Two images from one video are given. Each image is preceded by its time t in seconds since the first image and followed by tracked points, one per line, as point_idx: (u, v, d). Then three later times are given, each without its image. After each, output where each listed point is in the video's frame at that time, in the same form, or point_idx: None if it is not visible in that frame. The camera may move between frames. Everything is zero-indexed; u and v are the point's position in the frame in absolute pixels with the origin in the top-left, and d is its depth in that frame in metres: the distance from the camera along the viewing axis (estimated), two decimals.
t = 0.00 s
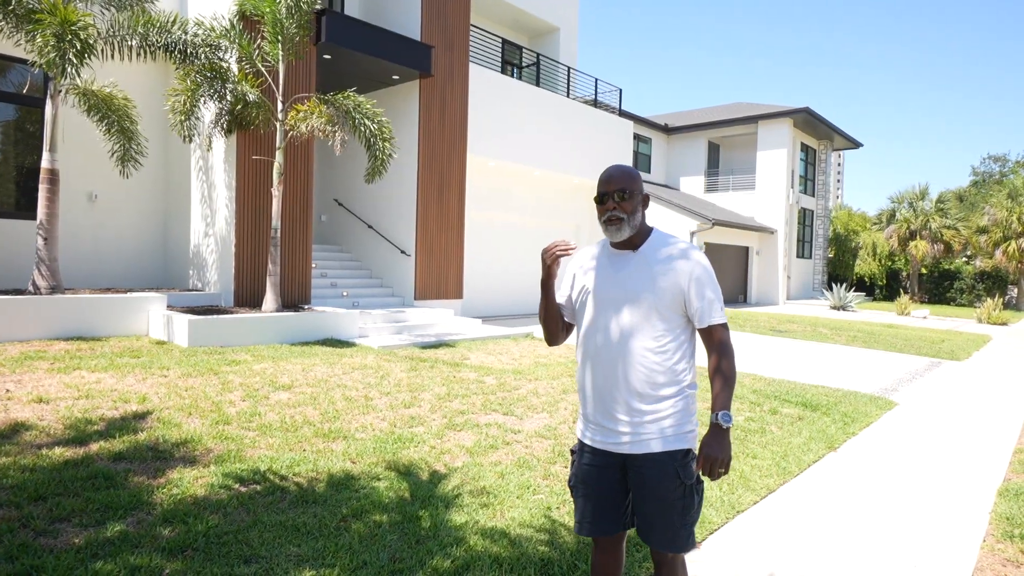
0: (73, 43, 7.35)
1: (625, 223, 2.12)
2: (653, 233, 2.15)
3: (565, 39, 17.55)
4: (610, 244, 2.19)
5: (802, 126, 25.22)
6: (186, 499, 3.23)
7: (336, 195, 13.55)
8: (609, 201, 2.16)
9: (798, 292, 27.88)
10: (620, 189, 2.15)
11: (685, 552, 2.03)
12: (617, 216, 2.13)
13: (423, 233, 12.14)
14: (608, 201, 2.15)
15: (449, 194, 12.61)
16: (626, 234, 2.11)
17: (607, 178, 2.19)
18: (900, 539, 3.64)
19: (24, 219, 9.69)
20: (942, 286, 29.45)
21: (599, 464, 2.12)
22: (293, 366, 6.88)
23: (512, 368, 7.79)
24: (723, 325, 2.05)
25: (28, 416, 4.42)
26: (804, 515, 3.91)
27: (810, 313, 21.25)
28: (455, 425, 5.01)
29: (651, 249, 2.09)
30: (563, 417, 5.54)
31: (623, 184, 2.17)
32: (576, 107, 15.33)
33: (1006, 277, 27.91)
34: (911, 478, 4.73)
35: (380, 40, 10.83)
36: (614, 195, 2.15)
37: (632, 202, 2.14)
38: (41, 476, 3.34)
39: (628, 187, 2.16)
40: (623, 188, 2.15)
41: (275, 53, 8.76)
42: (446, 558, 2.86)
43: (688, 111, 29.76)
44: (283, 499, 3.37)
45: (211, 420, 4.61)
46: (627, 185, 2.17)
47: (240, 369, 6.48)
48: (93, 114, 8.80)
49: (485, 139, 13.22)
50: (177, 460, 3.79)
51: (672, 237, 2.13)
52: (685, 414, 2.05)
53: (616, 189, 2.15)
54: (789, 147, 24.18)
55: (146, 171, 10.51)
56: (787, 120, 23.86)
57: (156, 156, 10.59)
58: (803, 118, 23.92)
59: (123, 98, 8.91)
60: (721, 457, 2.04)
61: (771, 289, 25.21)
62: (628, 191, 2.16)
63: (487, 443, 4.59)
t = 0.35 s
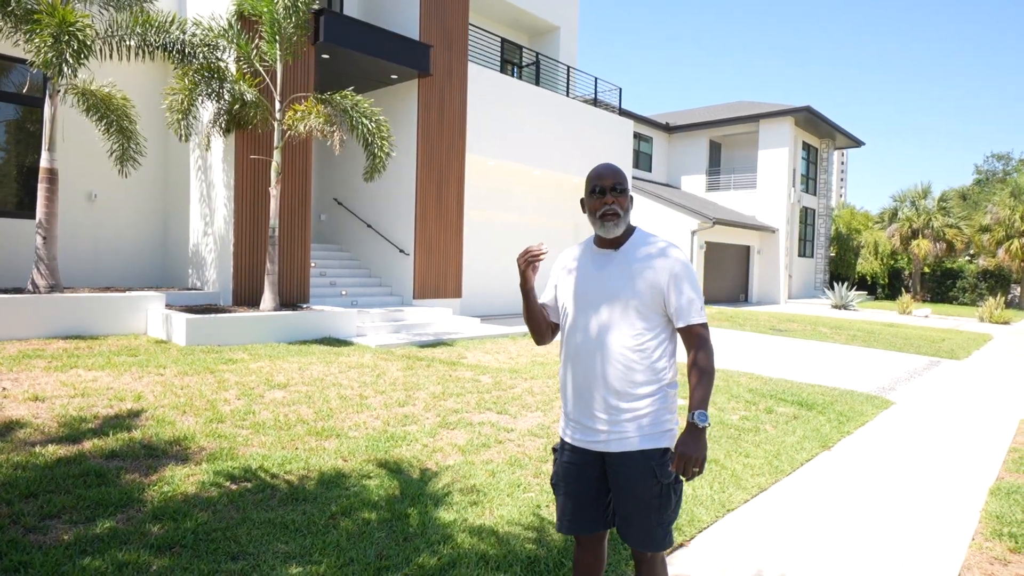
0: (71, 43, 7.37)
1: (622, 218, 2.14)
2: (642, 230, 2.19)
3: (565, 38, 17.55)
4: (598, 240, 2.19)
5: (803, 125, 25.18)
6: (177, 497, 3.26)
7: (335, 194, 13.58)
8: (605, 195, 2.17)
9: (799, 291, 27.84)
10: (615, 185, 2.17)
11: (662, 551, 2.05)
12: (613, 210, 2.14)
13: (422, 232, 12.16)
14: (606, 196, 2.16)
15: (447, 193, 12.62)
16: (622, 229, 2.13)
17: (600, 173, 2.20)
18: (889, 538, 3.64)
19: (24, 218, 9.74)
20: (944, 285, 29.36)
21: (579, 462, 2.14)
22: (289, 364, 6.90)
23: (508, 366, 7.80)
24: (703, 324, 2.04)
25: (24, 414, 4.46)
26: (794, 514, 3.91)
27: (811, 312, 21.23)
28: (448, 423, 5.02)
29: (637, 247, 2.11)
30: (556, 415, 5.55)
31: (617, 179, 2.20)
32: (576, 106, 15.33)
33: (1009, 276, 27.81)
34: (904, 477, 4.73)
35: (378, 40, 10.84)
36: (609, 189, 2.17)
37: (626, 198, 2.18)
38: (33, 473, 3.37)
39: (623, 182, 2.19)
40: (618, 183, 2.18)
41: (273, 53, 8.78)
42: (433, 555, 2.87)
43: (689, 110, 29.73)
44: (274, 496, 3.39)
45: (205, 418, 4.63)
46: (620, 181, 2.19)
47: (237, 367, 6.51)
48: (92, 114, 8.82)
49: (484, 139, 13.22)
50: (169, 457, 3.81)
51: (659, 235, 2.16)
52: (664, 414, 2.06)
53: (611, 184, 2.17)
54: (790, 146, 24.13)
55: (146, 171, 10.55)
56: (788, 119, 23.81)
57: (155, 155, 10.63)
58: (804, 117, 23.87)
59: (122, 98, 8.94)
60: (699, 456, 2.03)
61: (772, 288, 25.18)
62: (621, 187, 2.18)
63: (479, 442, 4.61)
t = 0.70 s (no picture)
0: (91, 47, 7.52)
1: (627, 221, 2.14)
2: (645, 232, 2.19)
3: (578, 38, 17.54)
4: (601, 240, 2.19)
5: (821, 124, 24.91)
6: (187, 491, 3.33)
7: (350, 194, 13.70)
8: (611, 197, 2.15)
9: (816, 291, 27.54)
10: (622, 187, 2.16)
11: (664, 549, 2.06)
12: (619, 213, 2.14)
13: (435, 232, 12.23)
14: (612, 199, 2.14)
15: (460, 193, 12.67)
16: (627, 231, 2.13)
17: (607, 173, 2.18)
18: (897, 541, 3.61)
19: (47, 218, 9.95)
20: (966, 286, 28.89)
21: (580, 461, 2.16)
22: (302, 363, 6.99)
23: (519, 366, 7.82)
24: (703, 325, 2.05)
25: (42, 409, 4.57)
26: (801, 515, 3.89)
27: (828, 313, 20.99)
28: (457, 421, 5.06)
29: (637, 246, 2.12)
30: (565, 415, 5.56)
31: (623, 181, 2.19)
32: (589, 106, 15.31)
33: None
34: (915, 480, 4.68)
35: (391, 41, 10.92)
36: (616, 191, 2.15)
37: (632, 200, 2.17)
38: (50, 466, 3.46)
39: (629, 185, 2.18)
40: (624, 185, 2.16)
41: (288, 55, 8.88)
42: (436, 551, 2.91)
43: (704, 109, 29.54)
44: (282, 492, 3.45)
45: (217, 415, 4.71)
46: (626, 183, 2.17)
47: (250, 366, 6.61)
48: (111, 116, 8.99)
49: (497, 139, 13.26)
50: (181, 453, 3.89)
51: (662, 236, 2.17)
52: (663, 414, 2.06)
53: (618, 186, 2.16)
54: (807, 145, 23.88)
55: (164, 172, 10.73)
56: (805, 118, 23.57)
57: (173, 157, 10.81)
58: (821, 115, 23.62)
59: (140, 100, 9.09)
60: (702, 455, 2.05)
61: (789, 289, 24.93)
62: (627, 190, 2.17)
63: (487, 440, 4.64)
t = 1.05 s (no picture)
0: (114, 51, 7.69)
1: (622, 224, 2.14)
2: (646, 233, 2.18)
3: (595, 37, 17.49)
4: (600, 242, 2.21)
5: (842, 122, 24.54)
6: (200, 486, 3.40)
7: (366, 195, 13.82)
8: (606, 201, 2.17)
9: (837, 292, 27.16)
10: (617, 190, 2.17)
11: (664, 549, 2.06)
12: (614, 216, 2.15)
13: (450, 232, 12.29)
14: (606, 201, 2.16)
15: (476, 193, 12.72)
16: (622, 234, 2.13)
17: (603, 177, 2.20)
18: (908, 546, 3.56)
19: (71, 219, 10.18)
20: (992, 287, 28.30)
21: (583, 459, 2.17)
22: (317, 361, 7.08)
23: (532, 366, 7.83)
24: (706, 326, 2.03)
25: (64, 405, 4.69)
26: (811, 517, 3.86)
27: (848, 314, 20.71)
28: (467, 420, 5.09)
29: (636, 246, 2.13)
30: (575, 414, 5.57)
31: (620, 184, 2.19)
32: (606, 106, 15.28)
33: None
34: (931, 483, 4.61)
35: (407, 43, 11.00)
36: (611, 194, 2.17)
37: (629, 203, 2.17)
38: (69, 460, 3.55)
39: (626, 187, 2.18)
40: (620, 188, 2.17)
41: (304, 57, 8.99)
42: (442, 548, 2.94)
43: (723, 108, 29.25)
44: (292, 487, 3.51)
45: (232, 412, 4.79)
46: (623, 185, 2.18)
47: (266, 364, 6.70)
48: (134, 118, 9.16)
49: (512, 139, 13.29)
50: (195, 448, 3.97)
51: (662, 237, 2.15)
52: (663, 415, 2.07)
53: (613, 189, 2.17)
54: (828, 144, 23.54)
55: (184, 173, 10.91)
56: (826, 116, 23.24)
57: (194, 158, 10.99)
58: (843, 113, 23.28)
59: (161, 103, 9.25)
60: (707, 458, 2.05)
61: (809, 289, 24.62)
62: (624, 192, 2.17)
63: (496, 439, 4.67)
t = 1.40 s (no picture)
0: (133, 55, 7.82)
1: (612, 225, 2.18)
2: (641, 233, 2.19)
3: (612, 36, 17.41)
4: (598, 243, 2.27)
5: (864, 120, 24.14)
6: (211, 484, 3.44)
7: (382, 195, 13.90)
8: (596, 203, 2.21)
9: (858, 293, 26.75)
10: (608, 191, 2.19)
11: (656, 557, 2.04)
12: (604, 218, 2.19)
13: (465, 232, 12.32)
14: (595, 204, 2.20)
15: (491, 193, 12.73)
16: (613, 236, 2.18)
17: (596, 179, 2.23)
18: (924, 553, 3.48)
19: (94, 220, 10.38)
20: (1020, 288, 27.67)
21: (583, 459, 2.19)
22: (331, 361, 7.13)
23: (545, 366, 7.81)
24: (701, 327, 1.97)
25: (82, 403, 4.78)
26: (824, 523, 3.79)
27: (870, 315, 20.39)
28: (478, 421, 5.09)
29: (635, 245, 2.14)
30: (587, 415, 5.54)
31: (612, 184, 2.20)
32: (622, 105, 15.19)
33: None
34: (950, 489, 4.51)
35: (422, 44, 11.04)
36: (601, 197, 2.20)
37: (620, 204, 2.18)
38: (85, 458, 3.61)
39: (616, 188, 2.19)
40: (610, 189, 2.19)
41: (320, 59, 9.07)
42: (448, 549, 2.94)
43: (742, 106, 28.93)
44: (301, 487, 3.53)
45: (245, 411, 4.84)
46: (616, 187, 2.19)
47: (281, 363, 6.77)
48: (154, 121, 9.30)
49: (527, 139, 13.27)
50: (208, 447, 4.01)
51: (658, 236, 2.15)
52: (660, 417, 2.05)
53: (603, 191, 2.20)
54: (849, 142, 23.17)
55: (204, 175, 11.07)
56: (848, 114, 22.88)
57: (213, 160, 11.14)
58: (865, 111, 22.89)
59: (181, 106, 9.38)
60: (690, 470, 1.94)
61: (830, 290, 24.27)
62: (616, 193, 2.19)
63: (507, 440, 4.66)
